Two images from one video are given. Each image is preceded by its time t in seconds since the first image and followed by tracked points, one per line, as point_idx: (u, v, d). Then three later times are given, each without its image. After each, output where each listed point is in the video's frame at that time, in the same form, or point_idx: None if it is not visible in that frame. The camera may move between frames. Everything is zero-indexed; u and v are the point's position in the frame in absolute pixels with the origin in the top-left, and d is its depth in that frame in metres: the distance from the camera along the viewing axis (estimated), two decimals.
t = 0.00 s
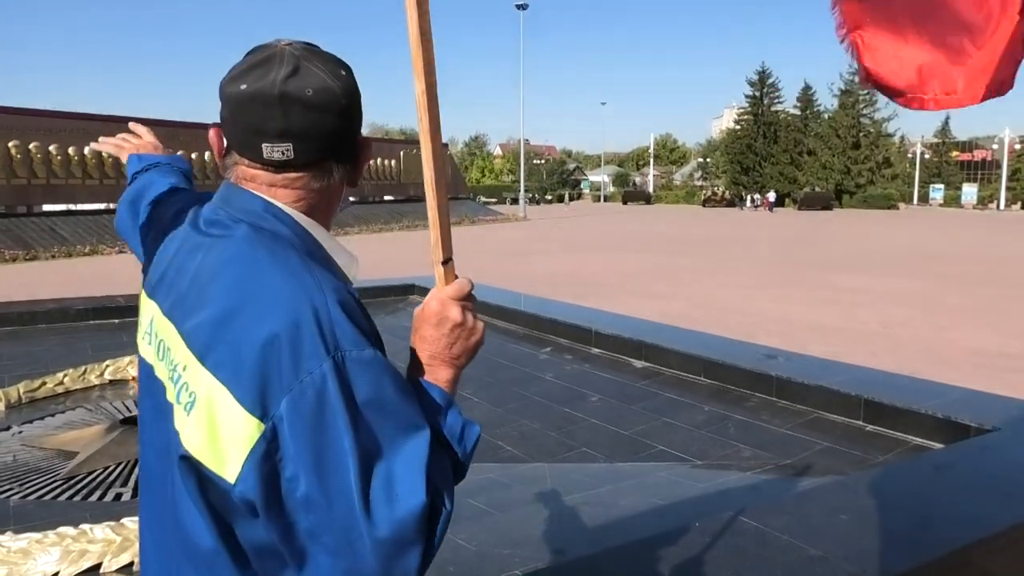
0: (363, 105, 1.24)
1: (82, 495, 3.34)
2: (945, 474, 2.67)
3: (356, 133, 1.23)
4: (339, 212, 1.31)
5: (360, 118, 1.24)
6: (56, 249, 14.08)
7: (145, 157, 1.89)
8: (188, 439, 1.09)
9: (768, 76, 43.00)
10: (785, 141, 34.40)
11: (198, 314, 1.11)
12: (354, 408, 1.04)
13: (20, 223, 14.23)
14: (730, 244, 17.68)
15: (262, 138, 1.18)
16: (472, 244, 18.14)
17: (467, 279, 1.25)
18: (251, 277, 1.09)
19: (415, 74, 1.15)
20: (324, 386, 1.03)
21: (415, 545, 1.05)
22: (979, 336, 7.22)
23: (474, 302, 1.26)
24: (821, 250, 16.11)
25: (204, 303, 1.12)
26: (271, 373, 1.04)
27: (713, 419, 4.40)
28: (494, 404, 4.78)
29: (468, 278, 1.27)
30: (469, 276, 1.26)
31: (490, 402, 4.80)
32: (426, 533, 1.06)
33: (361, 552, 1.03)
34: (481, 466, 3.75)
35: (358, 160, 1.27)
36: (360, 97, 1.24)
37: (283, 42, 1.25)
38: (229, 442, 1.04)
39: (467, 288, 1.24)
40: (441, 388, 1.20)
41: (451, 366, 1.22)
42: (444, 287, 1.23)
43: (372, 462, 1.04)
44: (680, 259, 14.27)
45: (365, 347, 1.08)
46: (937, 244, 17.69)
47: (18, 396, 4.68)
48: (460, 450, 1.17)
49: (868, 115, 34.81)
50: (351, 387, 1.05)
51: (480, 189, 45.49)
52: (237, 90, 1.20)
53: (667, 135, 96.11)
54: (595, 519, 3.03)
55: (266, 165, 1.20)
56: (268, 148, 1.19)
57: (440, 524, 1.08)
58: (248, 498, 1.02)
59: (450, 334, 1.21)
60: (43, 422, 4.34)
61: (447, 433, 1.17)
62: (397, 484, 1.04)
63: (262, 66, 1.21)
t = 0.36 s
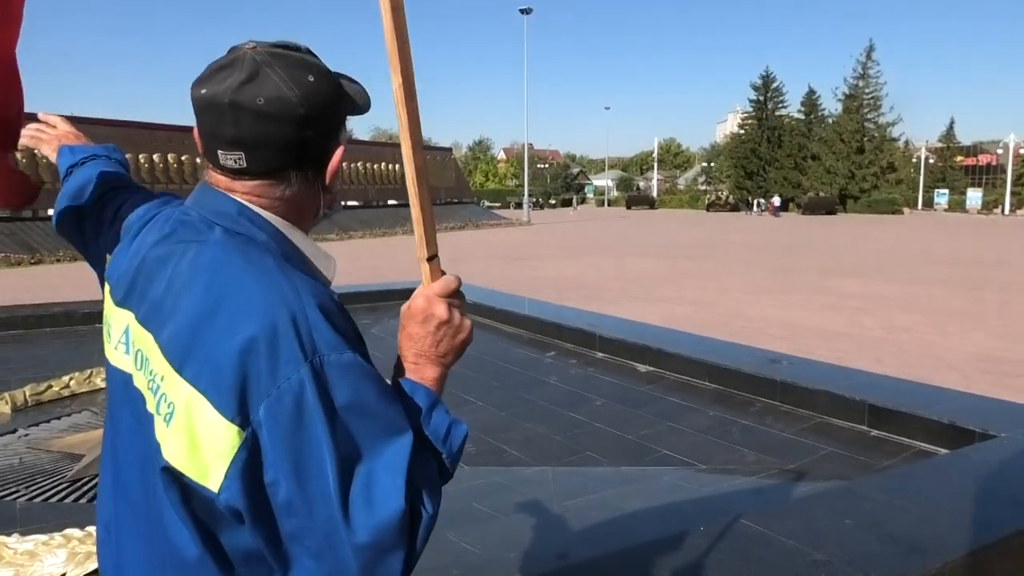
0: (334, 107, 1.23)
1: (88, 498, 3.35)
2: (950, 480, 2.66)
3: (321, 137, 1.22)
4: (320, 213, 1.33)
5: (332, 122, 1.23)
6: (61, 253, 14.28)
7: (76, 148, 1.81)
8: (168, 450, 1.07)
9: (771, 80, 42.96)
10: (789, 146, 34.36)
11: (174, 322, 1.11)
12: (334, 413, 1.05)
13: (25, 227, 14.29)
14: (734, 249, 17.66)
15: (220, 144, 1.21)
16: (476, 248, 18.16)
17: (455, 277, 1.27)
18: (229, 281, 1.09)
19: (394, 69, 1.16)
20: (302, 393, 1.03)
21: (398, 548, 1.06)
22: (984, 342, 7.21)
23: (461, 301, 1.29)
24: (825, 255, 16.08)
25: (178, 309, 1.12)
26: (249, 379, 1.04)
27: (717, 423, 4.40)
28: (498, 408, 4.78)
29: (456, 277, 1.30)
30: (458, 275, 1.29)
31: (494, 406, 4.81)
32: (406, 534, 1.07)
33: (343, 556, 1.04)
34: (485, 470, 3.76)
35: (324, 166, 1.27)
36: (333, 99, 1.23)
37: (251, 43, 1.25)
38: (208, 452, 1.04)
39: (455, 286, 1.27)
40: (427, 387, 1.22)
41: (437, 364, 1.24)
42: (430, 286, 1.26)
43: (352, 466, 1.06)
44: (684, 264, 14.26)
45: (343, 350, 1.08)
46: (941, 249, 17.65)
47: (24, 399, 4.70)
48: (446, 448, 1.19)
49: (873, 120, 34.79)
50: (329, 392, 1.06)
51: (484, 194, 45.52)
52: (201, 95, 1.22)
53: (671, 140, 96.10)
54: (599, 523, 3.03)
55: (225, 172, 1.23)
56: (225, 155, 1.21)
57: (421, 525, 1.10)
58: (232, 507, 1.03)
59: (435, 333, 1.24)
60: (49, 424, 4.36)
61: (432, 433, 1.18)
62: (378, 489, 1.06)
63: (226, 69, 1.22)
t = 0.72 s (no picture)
0: (252, 95, 1.21)
1: (97, 497, 3.37)
2: (959, 483, 2.66)
3: (212, 122, 1.23)
4: (290, 203, 1.32)
5: (242, 110, 1.23)
6: (70, 254, 14.28)
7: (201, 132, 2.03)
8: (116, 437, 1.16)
9: (778, 83, 42.92)
10: (795, 148, 34.28)
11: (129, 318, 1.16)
12: (257, 415, 1.04)
13: (33, 229, 14.34)
14: (739, 252, 17.63)
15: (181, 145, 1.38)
16: (482, 250, 18.18)
17: (444, 283, 1.17)
18: (172, 278, 1.12)
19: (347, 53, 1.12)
20: (223, 392, 1.03)
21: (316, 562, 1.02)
22: (991, 346, 7.19)
23: (450, 309, 1.18)
24: (831, 258, 16.05)
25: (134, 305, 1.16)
26: (183, 376, 1.06)
27: (724, 426, 4.40)
28: (504, 410, 4.79)
29: (452, 284, 1.19)
30: (450, 280, 1.18)
31: (500, 408, 4.81)
32: (328, 547, 1.03)
33: (261, 563, 1.02)
34: (492, 472, 3.77)
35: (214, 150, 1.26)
36: (254, 83, 1.21)
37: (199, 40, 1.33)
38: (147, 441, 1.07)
39: (440, 291, 1.16)
40: (396, 397, 1.13)
41: (413, 372, 1.15)
42: (412, 289, 1.16)
43: (275, 471, 1.03)
44: (690, 267, 14.25)
45: (275, 353, 1.07)
46: (948, 252, 17.58)
47: (33, 399, 4.72)
48: (402, 465, 1.10)
49: (881, 123, 34.75)
50: (255, 394, 1.05)
51: (490, 197, 45.53)
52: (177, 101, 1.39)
53: (678, 142, 96.06)
54: (607, 525, 3.03)
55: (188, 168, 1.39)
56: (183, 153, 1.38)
57: (346, 543, 1.04)
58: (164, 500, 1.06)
59: (412, 339, 1.14)
60: (58, 425, 4.38)
61: (383, 446, 1.09)
62: (297, 498, 1.02)
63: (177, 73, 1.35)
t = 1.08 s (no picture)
0: (208, 98, 1.27)
1: (111, 496, 3.39)
2: (973, 486, 2.64)
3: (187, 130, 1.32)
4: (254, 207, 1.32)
5: (199, 115, 1.29)
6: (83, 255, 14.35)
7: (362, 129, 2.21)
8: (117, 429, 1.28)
9: (790, 83, 42.77)
10: (807, 149, 34.15)
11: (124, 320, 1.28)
12: (190, 409, 1.09)
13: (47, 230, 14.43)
14: (750, 253, 17.57)
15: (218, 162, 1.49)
16: (493, 251, 18.20)
17: (408, 282, 1.09)
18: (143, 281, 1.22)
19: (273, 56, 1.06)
20: (162, 385, 1.10)
21: (235, 557, 1.04)
22: (1005, 347, 7.14)
23: (420, 311, 1.11)
24: (843, 259, 15.97)
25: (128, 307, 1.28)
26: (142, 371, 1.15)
27: (736, 427, 4.39)
28: (516, 410, 4.79)
29: (423, 283, 1.11)
30: (416, 280, 1.10)
31: (512, 408, 4.82)
32: (248, 542, 1.04)
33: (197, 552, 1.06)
34: (504, 472, 3.77)
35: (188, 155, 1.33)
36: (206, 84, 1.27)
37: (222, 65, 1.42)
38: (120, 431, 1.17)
39: (404, 292, 1.08)
40: (354, 397, 1.10)
41: (378, 374, 1.11)
42: (380, 289, 1.10)
43: (205, 465, 1.07)
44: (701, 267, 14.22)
45: (213, 348, 1.12)
46: (960, 253, 17.47)
47: (47, 399, 4.75)
48: (347, 468, 1.07)
49: (893, 123, 34.61)
50: (191, 391, 1.10)
51: (500, 198, 45.56)
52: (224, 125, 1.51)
53: (688, 143, 95.81)
54: (618, 526, 3.02)
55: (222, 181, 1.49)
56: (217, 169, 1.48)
57: (268, 541, 1.04)
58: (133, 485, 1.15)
59: (374, 342, 1.09)
60: (72, 424, 4.40)
61: (330, 448, 1.08)
62: (218, 494, 1.05)
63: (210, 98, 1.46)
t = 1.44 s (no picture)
0: (247, 104, 1.32)
1: (136, 495, 3.43)
2: (1001, 488, 2.60)
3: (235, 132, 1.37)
4: (287, 211, 1.35)
5: (241, 119, 1.33)
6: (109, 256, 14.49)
7: (468, 140, 2.22)
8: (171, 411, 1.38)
9: (814, 80, 42.36)
10: (831, 148, 33.83)
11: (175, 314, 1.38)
12: (207, 402, 1.15)
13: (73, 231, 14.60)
14: (772, 253, 17.43)
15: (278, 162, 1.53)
16: (514, 251, 18.22)
17: (423, 284, 1.05)
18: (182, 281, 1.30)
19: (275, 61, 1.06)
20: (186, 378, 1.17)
21: (242, 548, 1.08)
22: None
23: (437, 315, 1.07)
24: (868, 259, 15.79)
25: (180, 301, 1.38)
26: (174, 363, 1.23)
27: (759, 428, 4.36)
28: (537, 410, 4.79)
29: (441, 286, 1.06)
30: (432, 282, 1.05)
31: (534, 408, 4.82)
32: (250, 534, 1.08)
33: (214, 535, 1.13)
34: (526, 472, 3.77)
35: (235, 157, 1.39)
36: (244, 90, 1.31)
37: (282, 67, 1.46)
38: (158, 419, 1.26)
39: (418, 297, 1.04)
40: (368, 398, 1.10)
41: (395, 378, 1.09)
42: (396, 291, 1.06)
43: (218, 456, 1.12)
44: (724, 267, 14.12)
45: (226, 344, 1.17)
46: (988, 253, 17.21)
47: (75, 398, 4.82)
48: (354, 471, 1.07)
49: (919, 122, 34.23)
50: (208, 385, 1.16)
51: (522, 198, 45.55)
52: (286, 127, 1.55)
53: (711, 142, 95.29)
54: (639, 526, 3.02)
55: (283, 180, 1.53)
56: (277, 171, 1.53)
57: (271, 533, 1.07)
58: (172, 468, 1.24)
59: (389, 345, 1.06)
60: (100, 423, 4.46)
61: (339, 448, 1.08)
62: (226, 485, 1.10)
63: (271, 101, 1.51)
